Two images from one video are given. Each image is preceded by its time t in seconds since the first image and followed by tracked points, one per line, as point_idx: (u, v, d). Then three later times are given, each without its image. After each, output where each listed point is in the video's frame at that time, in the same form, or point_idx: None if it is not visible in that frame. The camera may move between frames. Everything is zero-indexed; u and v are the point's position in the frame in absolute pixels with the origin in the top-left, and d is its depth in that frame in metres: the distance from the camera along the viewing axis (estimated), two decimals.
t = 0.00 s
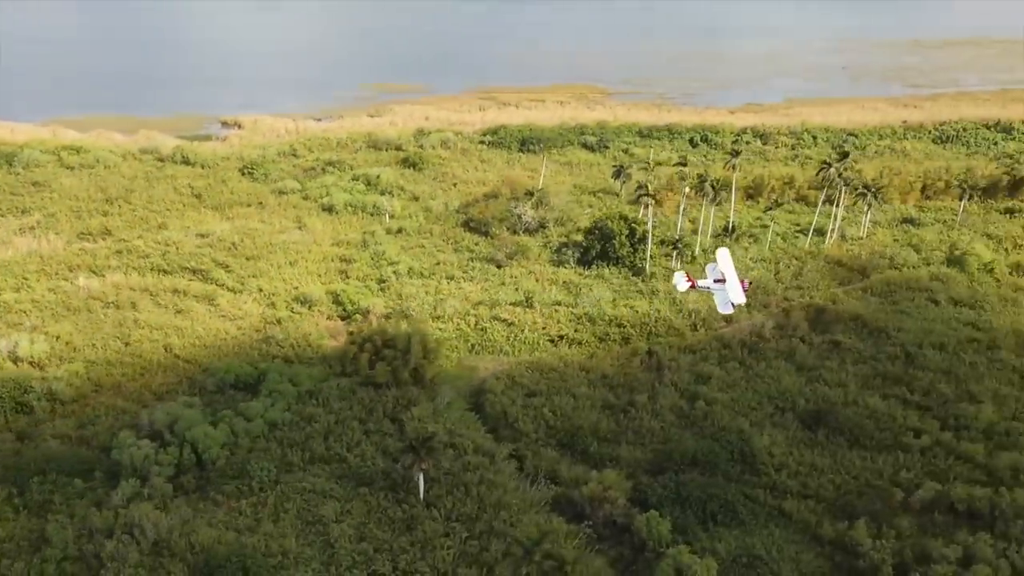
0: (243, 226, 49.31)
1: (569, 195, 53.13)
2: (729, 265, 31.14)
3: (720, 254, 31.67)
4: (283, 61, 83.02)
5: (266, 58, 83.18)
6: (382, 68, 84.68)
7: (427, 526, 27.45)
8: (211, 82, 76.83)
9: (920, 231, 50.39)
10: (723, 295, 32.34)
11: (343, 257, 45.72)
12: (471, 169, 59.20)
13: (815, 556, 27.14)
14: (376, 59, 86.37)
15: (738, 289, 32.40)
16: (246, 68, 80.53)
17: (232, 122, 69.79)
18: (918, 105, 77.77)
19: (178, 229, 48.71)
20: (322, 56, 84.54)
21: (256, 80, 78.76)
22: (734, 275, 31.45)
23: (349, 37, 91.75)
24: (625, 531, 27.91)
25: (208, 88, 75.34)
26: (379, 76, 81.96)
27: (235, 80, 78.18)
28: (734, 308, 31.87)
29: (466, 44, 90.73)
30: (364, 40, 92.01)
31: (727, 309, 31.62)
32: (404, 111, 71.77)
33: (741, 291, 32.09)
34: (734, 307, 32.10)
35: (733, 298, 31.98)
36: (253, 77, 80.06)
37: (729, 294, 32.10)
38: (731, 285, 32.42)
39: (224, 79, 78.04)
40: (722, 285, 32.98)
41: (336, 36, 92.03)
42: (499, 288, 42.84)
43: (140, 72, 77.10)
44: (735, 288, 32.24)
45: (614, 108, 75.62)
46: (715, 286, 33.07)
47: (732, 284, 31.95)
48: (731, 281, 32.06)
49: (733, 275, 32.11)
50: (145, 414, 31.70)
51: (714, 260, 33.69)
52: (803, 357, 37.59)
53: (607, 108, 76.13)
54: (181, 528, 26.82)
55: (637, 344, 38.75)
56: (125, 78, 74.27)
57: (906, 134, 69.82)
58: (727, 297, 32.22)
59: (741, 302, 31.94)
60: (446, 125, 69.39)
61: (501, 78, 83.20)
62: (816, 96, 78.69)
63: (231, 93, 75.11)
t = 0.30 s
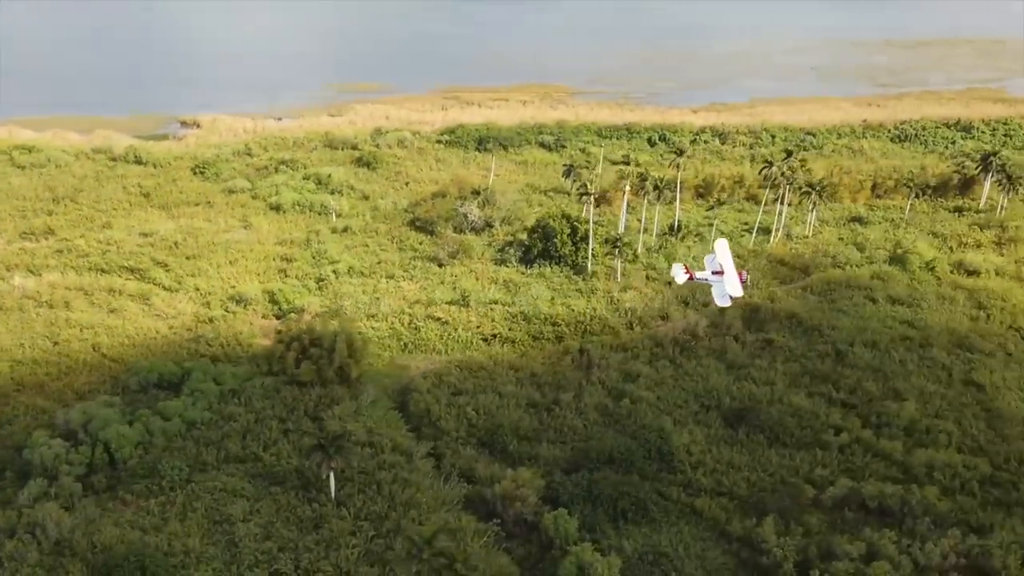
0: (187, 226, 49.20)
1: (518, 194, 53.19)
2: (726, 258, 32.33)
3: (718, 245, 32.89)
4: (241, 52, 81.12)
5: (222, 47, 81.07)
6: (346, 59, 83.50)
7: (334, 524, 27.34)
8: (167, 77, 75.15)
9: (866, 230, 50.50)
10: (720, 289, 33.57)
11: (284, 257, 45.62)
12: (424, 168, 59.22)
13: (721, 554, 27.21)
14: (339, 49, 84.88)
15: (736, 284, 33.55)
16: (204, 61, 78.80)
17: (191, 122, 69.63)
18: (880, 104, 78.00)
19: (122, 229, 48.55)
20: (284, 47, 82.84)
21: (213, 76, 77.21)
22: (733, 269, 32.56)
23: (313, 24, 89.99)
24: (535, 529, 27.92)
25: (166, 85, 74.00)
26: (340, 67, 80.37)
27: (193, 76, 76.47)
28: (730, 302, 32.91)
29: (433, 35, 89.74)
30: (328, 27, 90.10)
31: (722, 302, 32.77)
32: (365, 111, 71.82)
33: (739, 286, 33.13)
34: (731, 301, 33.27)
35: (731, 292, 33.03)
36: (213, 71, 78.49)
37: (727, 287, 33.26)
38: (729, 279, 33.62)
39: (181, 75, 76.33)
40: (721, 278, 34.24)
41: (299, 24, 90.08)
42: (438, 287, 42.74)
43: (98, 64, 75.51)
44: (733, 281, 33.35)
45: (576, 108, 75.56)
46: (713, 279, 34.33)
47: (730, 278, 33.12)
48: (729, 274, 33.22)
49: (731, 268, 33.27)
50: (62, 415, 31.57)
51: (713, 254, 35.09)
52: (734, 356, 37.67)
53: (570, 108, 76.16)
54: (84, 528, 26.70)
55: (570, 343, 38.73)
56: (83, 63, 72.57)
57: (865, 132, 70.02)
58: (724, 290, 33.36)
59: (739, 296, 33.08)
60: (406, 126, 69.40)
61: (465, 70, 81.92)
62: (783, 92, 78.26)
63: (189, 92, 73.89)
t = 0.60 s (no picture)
0: (133, 225, 49.17)
1: (468, 194, 53.37)
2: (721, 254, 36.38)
3: (715, 242, 36.82)
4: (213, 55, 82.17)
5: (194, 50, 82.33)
6: (314, 65, 84.20)
7: (242, 522, 27.34)
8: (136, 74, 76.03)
9: (811, 229, 50.81)
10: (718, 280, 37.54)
11: (226, 257, 45.62)
12: (378, 168, 59.39)
13: (628, 551, 27.32)
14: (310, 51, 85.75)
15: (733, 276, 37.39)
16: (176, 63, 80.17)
17: (151, 122, 69.65)
18: (843, 105, 78.48)
19: (67, 229, 48.49)
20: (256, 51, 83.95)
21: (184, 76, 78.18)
22: (729, 263, 36.43)
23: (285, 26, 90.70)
24: (444, 527, 28.00)
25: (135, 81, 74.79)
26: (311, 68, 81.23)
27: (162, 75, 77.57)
28: (727, 294, 36.96)
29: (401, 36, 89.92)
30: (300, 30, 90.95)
31: (720, 294, 36.79)
32: (327, 111, 71.93)
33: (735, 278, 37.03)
34: (727, 294, 37.28)
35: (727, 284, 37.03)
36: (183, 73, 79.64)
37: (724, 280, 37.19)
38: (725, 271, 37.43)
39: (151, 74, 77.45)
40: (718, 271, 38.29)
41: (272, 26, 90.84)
42: (377, 286, 42.79)
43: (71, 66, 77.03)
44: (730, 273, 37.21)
45: (540, 108, 75.77)
46: (711, 272, 38.41)
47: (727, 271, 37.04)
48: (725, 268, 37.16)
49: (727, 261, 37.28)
50: None
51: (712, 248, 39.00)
52: (665, 354, 37.84)
53: (534, 107, 76.43)
54: None
55: (503, 341, 38.81)
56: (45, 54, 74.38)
57: (824, 131, 70.48)
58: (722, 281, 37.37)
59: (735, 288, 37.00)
60: (366, 126, 69.51)
61: (433, 73, 82.99)
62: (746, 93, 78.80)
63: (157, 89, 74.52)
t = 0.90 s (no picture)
0: (80, 225, 49.08)
1: (419, 194, 53.40)
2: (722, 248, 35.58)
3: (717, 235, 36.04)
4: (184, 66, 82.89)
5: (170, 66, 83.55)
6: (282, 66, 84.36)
7: (150, 523, 27.23)
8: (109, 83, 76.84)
9: (759, 228, 50.97)
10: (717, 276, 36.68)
11: (169, 257, 45.61)
12: (334, 168, 59.49)
13: (536, 550, 27.29)
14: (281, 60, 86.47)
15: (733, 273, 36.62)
16: (147, 71, 81.47)
17: (112, 122, 69.59)
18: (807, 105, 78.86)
19: (12, 228, 48.38)
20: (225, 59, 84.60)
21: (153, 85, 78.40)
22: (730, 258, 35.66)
23: (257, 30, 91.10)
24: (355, 527, 27.98)
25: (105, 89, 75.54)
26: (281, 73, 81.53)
27: (133, 84, 78.48)
28: (726, 289, 36.08)
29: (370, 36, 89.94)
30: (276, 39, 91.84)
31: (719, 290, 35.94)
32: (289, 111, 71.99)
33: (734, 274, 36.25)
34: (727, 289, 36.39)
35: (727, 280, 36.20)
36: (152, 79, 80.31)
37: (723, 275, 36.39)
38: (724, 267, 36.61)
39: (122, 83, 78.39)
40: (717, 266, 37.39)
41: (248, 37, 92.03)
42: (317, 286, 42.74)
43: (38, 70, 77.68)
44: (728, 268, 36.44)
45: (504, 109, 75.98)
46: (709, 267, 37.51)
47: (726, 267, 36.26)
48: (725, 263, 36.38)
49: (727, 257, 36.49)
50: None
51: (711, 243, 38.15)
52: (597, 354, 37.87)
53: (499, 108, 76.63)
54: None
55: (438, 341, 38.79)
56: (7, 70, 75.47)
57: (785, 131, 70.76)
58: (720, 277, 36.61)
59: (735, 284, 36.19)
60: (328, 126, 69.56)
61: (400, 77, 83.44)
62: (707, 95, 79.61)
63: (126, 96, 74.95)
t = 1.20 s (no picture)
0: (24, 226, 48.95)
1: (368, 195, 53.55)
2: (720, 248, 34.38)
3: (715, 234, 34.72)
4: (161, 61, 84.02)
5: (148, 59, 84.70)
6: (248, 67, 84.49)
7: (55, 523, 26.97)
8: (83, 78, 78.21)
9: (705, 228, 51.23)
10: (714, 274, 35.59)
11: (110, 258, 45.54)
12: (288, 169, 59.70)
13: (444, 550, 27.21)
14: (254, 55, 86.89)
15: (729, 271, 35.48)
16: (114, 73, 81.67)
17: (70, 122, 69.36)
18: (770, 106, 79.39)
19: None
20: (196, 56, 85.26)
21: (128, 77, 79.46)
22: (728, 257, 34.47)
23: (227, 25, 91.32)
24: (263, 527, 27.89)
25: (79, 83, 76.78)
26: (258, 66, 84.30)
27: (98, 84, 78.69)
28: (724, 289, 34.95)
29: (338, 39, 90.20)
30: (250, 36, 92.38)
31: (717, 289, 34.81)
32: (251, 112, 72.20)
33: (732, 273, 35.08)
34: (723, 289, 35.38)
35: (724, 279, 35.11)
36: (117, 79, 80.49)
37: (720, 273, 35.27)
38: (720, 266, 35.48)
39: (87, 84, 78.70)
40: (714, 263, 36.28)
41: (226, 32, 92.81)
42: (255, 287, 42.72)
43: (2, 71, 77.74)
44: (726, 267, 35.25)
45: (467, 110, 76.19)
46: (706, 264, 36.39)
47: (724, 266, 35.07)
48: (722, 261, 35.17)
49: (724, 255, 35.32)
50: None
51: (709, 240, 37.02)
52: (528, 354, 37.93)
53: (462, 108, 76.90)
54: None
55: (370, 341, 38.74)
56: None
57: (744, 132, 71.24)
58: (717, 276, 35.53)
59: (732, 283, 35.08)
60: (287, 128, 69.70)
61: (368, 75, 83.70)
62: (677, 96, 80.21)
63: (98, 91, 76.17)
